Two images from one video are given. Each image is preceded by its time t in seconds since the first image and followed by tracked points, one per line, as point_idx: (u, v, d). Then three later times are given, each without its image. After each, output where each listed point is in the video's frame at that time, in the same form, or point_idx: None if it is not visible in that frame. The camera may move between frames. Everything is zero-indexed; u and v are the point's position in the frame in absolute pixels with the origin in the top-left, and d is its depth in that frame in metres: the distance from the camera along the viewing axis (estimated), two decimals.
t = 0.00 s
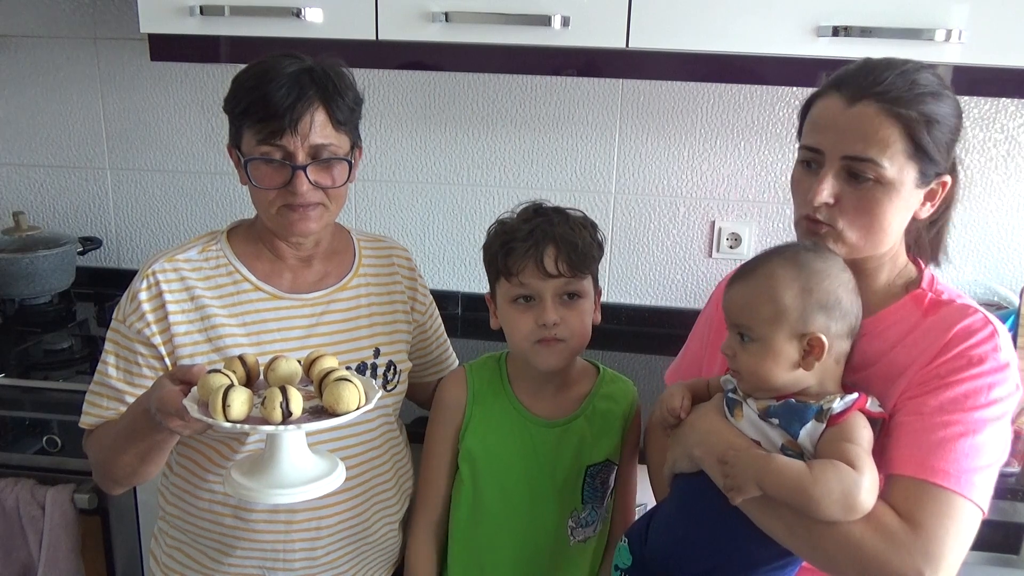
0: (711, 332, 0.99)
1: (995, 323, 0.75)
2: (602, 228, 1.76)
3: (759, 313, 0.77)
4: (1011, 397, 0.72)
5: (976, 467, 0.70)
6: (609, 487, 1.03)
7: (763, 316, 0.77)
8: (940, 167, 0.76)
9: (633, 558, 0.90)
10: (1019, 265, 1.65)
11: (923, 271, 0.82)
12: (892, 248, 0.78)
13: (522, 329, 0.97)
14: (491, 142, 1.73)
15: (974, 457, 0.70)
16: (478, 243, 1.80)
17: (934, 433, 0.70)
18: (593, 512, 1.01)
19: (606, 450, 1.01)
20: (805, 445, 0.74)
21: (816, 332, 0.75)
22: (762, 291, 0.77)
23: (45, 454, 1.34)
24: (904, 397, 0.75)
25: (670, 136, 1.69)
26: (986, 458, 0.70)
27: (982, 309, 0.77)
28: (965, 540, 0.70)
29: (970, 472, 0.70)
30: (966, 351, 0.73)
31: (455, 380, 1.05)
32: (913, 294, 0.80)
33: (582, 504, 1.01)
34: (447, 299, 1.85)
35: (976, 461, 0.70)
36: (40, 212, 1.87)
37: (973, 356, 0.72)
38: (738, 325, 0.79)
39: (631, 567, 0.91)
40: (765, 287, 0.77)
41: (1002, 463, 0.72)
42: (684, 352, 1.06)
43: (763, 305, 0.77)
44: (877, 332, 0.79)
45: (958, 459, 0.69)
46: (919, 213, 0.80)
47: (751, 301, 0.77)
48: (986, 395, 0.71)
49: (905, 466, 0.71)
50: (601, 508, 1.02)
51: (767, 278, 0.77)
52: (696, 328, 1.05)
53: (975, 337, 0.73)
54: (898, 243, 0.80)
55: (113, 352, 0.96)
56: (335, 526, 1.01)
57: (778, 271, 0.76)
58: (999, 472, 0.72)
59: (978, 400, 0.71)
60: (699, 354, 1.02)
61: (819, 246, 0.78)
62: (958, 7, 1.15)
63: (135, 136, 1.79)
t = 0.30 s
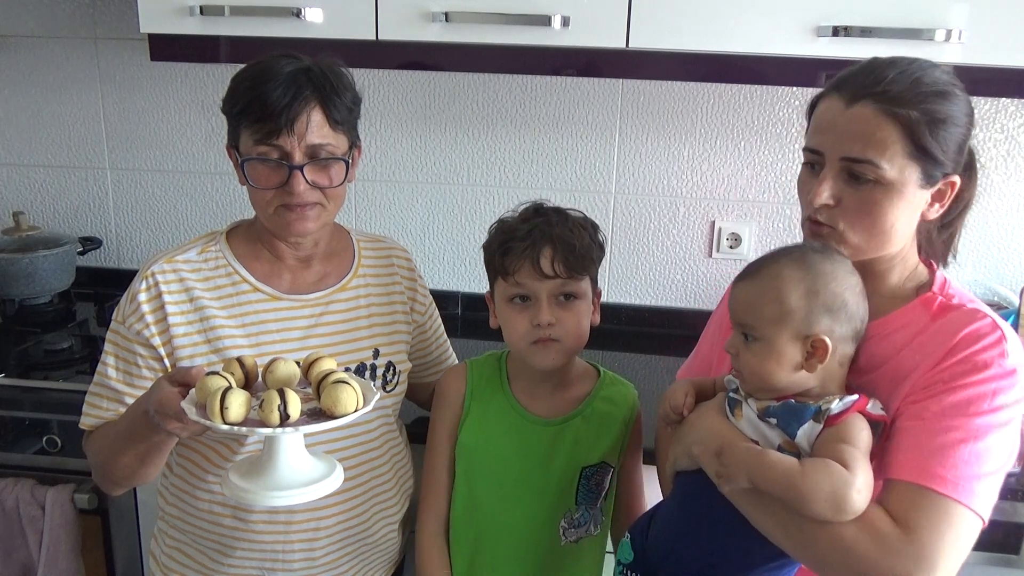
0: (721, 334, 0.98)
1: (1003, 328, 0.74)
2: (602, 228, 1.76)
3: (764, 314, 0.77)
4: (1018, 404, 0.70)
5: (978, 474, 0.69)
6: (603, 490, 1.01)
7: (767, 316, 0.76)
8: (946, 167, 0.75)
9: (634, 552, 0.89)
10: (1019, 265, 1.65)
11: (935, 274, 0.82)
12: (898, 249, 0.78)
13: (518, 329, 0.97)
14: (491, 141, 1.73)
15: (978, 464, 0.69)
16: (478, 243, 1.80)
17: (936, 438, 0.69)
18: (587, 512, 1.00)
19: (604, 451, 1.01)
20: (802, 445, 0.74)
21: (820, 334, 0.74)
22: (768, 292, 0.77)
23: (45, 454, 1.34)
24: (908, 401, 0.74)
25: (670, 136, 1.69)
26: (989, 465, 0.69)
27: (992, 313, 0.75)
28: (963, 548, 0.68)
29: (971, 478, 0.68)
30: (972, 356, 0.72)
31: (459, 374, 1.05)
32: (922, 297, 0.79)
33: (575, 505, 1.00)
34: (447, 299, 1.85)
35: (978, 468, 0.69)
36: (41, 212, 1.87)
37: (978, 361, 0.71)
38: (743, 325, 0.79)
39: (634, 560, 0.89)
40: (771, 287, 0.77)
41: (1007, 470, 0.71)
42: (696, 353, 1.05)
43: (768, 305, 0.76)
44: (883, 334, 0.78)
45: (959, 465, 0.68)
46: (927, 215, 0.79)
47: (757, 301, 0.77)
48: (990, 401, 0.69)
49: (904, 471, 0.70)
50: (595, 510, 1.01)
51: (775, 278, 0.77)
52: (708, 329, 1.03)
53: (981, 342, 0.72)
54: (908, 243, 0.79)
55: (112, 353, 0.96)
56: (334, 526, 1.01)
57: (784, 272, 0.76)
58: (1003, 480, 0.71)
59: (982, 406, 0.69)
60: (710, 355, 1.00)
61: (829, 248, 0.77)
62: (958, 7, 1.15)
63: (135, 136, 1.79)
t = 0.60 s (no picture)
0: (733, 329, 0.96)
1: (1018, 337, 0.73)
2: (602, 229, 1.76)
3: (765, 316, 0.77)
4: None
5: (984, 485, 0.68)
6: (604, 488, 1.02)
7: (769, 318, 0.77)
8: (966, 160, 0.75)
9: (637, 552, 0.90)
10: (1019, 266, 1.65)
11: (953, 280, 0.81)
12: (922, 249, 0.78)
13: (518, 329, 0.97)
14: (491, 142, 1.73)
15: (984, 475, 0.68)
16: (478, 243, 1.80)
17: (942, 447, 0.69)
18: (587, 511, 1.01)
19: (603, 450, 1.01)
20: (803, 450, 0.74)
21: (820, 341, 0.74)
22: (771, 294, 0.77)
23: (45, 453, 1.34)
24: (916, 408, 0.73)
25: (670, 136, 1.69)
26: (995, 476, 0.69)
27: (1007, 322, 0.74)
28: (963, 559, 0.68)
29: (977, 489, 0.68)
30: (982, 365, 0.71)
31: (460, 374, 1.06)
32: (936, 302, 0.78)
33: (576, 504, 1.00)
34: (447, 298, 1.85)
35: (984, 479, 0.68)
36: (41, 212, 1.87)
37: (989, 370, 0.70)
38: (747, 327, 0.80)
39: (637, 559, 0.89)
40: (775, 288, 0.77)
41: (1013, 482, 0.70)
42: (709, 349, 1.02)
43: (770, 307, 0.77)
44: (896, 338, 0.78)
45: (964, 475, 0.68)
46: (948, 211, 0.79)
47: (760, 302, 0.78)
48: (999, 412, 0.69)
49: (906, 479, 0.69)
50: (596, 509, 1.02)
51: (778, 279, 0.77)
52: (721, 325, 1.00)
53: (993, 351, 0.71)
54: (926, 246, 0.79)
55: (112, 354, 0.96)
56: (333, 526, 1.01)
57: (788, 273, 0.77)
58: (1009, 492, 0.70)
59: (990, 416, 0.69)
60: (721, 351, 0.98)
61: (843, 254, 0.76)
62: (958, 7, 1.15)
63: (135, 136, 1.79)
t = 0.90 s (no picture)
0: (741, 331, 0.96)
1: None
2: (602, 229, 1.76)
3: (788, 341, 0.75)
4: None
5: (991, 484, 0.68)
6: (604, 488, 1.01)
7: (793, 343, 0.75)
8: (976, 160, 0.76)
9: (644, 553, 0.90)
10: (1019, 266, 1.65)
11: (958, 279, 0.81)
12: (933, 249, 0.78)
13: (517, 328, 0.97)
14: (491, 142, 1.73)
15: (992, 473, 0.68)
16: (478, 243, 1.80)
17: (949, 445, 0.69)
18: (587, 511, 1.00)
19: (603, 450, 1.01)
20: (816, 451, 0.74)
21: (846, 359, 0.74)
22: (793, 317, 0.75)
23: (45, 453, 1.34)
24: (923, 407, 0.73)
25: (670, 136, 1.69)
26: (1002, 475, 0.68)
27: (1014, 322, 0.74)
28: (972, 557, 0.68)
29: (985, 488, 0.68)
30: (989, 364, 0.71)
31: (460, 374, 1.06)
32: (943, 302, 0.78)
33: (576, 504, 1.00)
34: (446, 298, 1.85)
35: (992, 478, 0.68)
36: (41, 212, 1.87)
37: (995, 369, 0.70)
38: (765, 347, 0.78)
39: (643, 560, 0.89)
40: (797, 310, 0.75)
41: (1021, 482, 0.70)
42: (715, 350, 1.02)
43: (793, 332, 0.75)
44: (903, 339, 0.78)
45: (972, 474, 0.68)
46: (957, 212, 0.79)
47: (780, 325, 0.76)
48: (1006, 411, 0.69)
49: (915, 477, 0.69)
50: (595, 508, 1.01)
51: (801, 301, 0.75)
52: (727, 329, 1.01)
53: (1000, 350, 0.71)
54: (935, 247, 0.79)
55: (113, 354, 0.96)
56: (333, 526, 1.01)
57: (811, 295, 0.74)
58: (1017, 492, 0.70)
59: (997, 415, 0.69)
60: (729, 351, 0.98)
61: (854, 258, 0.75)
62: (958, 7, 1.15)
63: (135, 136, 1.79)
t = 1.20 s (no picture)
0: (745, 333, 0.96)
1: None
2: (602, 229, 1.76)
3: (795, 338, 0.76)
4: None
5: (997, 484, 0.68)
6: (603, 487, 1.02)
7: (799, 341, 0.75)
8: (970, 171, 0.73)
9: (650, 550, 0.90)
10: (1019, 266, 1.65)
11: (964, 279, 0.81)
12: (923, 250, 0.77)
13: (514, 327, 0.97)
14: (491, 142, 1.73)
15: (998, 474, 0.68)
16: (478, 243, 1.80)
17: (955, 445, 0.69)
18: (586, 510, 1.00)
19: (603, 449, 1.01)
20: (820, 455, 0.74)
21: (853, 363, 0.73)
22: (801, 313, 0.75)
23: (45, 454, 1.34)
24: (929, 407, 0.73)
25: (670, 136, 1.69)
26: (1007, 476, 0.69)
27: (1019, 322, 0.75)
28: (977, 556, 0.68)
29: (990, 488, 0.68)
30: (996, 365, 0.71)
31: (458, 375, 1.06)
32: (949, 302, 0.78)
33: (576, 503, 1.00)
34: (446, 298, 1.85)
35: (997, 478, 0.68)
36: (41, 212, 1.87)
37: (1002, 369, 0.70)
38: (773, 342, 0.78)
39: (649, 558, 0.90)
40: (807, 308, 0.75)
41: None
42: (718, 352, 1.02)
43: (800, 329, 0.75)
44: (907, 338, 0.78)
45: (978, 474, 0.68)
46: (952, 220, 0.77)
47: (788, 322, 0.76)
48: (1012, 411, 0.69)
49: (921, 477, 0.69)
50: (593, 508, 1.01)
51: (812, 300, 0.75)
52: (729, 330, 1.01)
53: (1007, 351, 0.72)
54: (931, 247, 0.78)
55: (114, 354, 0.96)
56: (334, 526, 1.01)
57: (823, 293, 0.74)
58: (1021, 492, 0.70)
59: (1004, 415, 0.69)
60: (732, 350, 0.98)
61: (870, 261, 0.75)
62: (959, 7, 1.15)
63: (135, 136, 1.79)
